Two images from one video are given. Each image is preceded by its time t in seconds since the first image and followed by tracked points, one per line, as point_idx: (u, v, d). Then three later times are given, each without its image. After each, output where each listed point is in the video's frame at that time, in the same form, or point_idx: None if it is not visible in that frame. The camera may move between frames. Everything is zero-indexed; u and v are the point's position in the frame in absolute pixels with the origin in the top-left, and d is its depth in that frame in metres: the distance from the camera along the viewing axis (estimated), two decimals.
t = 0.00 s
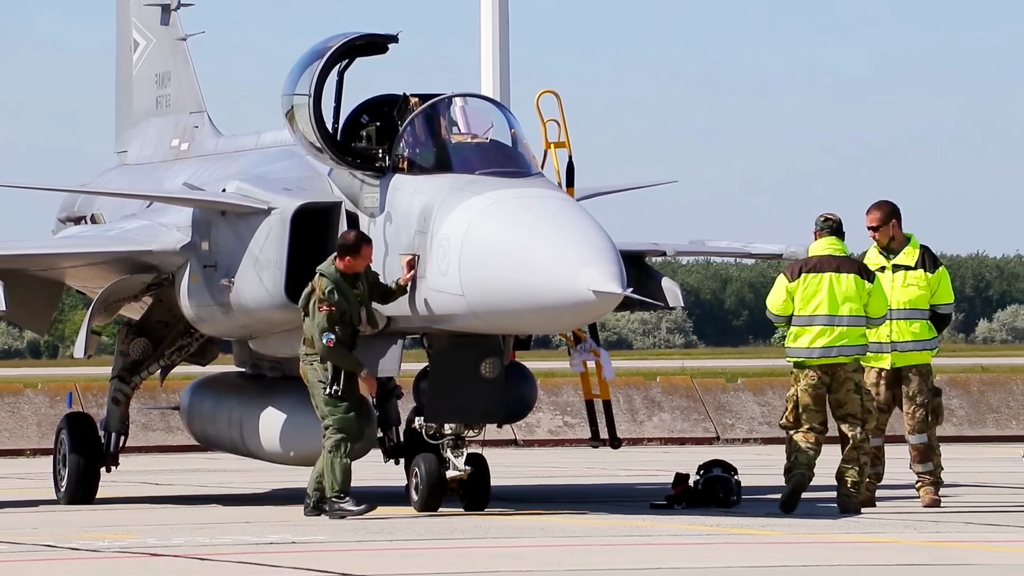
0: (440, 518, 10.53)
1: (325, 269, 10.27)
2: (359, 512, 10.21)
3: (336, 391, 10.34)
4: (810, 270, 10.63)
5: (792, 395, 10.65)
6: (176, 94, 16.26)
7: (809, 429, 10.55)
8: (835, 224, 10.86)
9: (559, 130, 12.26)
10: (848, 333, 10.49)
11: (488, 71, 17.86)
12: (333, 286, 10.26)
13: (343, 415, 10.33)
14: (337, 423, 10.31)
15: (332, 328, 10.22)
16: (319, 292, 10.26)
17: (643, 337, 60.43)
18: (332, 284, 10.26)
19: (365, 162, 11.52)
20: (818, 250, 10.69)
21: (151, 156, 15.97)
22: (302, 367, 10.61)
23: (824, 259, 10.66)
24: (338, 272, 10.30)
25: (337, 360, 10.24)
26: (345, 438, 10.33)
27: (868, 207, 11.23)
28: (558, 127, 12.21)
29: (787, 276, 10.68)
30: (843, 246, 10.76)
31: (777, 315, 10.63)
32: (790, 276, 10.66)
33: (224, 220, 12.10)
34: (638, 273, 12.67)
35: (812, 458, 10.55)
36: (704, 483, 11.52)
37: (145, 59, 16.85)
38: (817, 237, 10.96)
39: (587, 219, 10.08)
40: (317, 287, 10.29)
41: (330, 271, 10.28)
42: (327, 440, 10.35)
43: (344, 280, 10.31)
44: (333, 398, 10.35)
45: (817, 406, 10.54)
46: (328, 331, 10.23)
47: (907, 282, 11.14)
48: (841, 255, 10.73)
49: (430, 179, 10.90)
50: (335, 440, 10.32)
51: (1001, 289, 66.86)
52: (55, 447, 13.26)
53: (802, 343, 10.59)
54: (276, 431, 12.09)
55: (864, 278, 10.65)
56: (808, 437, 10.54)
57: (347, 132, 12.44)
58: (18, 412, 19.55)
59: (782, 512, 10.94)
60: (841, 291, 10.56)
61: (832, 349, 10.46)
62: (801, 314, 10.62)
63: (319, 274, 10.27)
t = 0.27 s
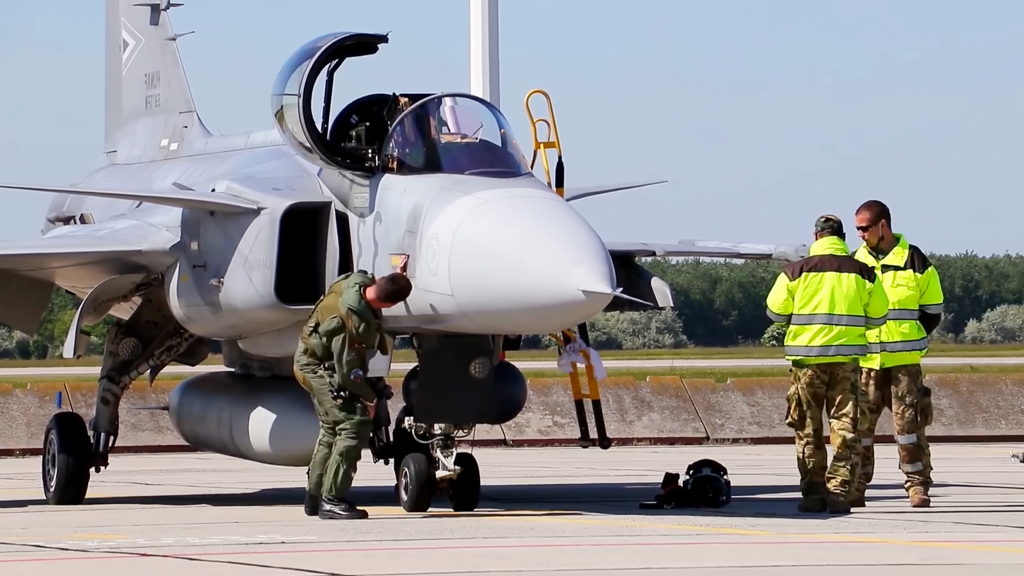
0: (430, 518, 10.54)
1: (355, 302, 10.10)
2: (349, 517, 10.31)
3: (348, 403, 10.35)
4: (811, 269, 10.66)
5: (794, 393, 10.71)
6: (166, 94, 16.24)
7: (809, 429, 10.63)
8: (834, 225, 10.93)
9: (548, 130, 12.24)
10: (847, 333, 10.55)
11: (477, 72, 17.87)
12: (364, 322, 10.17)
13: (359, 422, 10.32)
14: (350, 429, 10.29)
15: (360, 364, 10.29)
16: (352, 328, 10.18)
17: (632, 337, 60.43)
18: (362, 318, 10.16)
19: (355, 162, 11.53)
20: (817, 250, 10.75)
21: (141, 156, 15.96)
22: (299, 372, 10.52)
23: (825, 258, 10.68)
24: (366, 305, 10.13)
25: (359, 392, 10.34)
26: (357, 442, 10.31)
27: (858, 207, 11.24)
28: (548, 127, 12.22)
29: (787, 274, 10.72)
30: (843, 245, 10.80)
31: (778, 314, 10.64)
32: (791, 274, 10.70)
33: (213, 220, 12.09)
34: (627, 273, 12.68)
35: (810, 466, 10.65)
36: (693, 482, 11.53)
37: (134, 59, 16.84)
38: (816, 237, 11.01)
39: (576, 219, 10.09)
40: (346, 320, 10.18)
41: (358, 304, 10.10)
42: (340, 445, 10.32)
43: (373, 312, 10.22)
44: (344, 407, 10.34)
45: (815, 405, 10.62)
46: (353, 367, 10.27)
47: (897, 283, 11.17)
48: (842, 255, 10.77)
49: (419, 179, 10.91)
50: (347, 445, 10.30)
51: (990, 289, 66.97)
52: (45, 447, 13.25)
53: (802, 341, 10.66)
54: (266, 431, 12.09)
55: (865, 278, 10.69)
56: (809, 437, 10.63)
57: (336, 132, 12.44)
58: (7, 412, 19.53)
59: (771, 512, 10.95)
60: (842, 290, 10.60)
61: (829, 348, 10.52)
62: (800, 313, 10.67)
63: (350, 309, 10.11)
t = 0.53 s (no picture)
0: (421, 518, 10.54)
1: (372, 324, 10.01)
2: (341, 517, 10.33)
3: (354, 413, 10.32)
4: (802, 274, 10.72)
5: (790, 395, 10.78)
6: (157, 94, 16.24)
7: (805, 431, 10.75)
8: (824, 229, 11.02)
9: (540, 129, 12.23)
10: (839, 334, 10.57)
11: (468, 72, 17.87)
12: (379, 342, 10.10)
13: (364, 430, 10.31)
14: (354, 435, 10.28)
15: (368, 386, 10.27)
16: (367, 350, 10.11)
17: (624, 337, 60.46)
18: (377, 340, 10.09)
19: (347, 162, 11.53)
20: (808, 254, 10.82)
21: (132, 156, 15.95)
22: (300, 380, 10.45)
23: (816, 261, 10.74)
24: (381, 325, 10.06)
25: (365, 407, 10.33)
26: (360, 448, 10.31)
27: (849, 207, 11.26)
28: (540, 127, 12.22)
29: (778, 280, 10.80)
30: (834, 248, 10.89)
31: (770, 319, 10.73)
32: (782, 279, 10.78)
33: (205, 220, 12.09)
34: (619, 273, 12.68)
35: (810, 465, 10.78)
36: (685, 482, 11.54)
37: (125, 59, 16.83)
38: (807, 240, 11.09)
39: (568, 219, 10.10)
40: (362, 341, 10.11)
41: (373, 325, 10.01)
42: (343, 452, 10.31)
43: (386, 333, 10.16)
44: (349, 417, 10.30)
45: (811, 407, 10.71)
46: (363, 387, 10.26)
47: (889, 283, 11.21)
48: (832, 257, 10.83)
49: (411, 179, 10.91)
50: (350, 452, 10.30)
51: (981, 289, 67.06)
52: (36, 447, 13.23)
53: (795, 345, 10.71)
54: (258, 431, 12.09)
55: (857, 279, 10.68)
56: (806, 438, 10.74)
57: (328, 132, 12.44)
58: None
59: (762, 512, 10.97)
60: (833, 293, 10.64)
61: (822, 350, 10.55)
62: (792, 317, 10.74)
63: (367, 331, 10.02)
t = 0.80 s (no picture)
0: (415, 518, 10.54)
1: (373, 330, 10.03)
2: (334, 517, 10.33)
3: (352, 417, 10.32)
4: (794, 274, 10.75)
5: (782, 393, 10.79)
6: (150, 94, 16.23)
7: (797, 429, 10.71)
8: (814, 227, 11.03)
9: (533, 129, 12.21)
10: (832, 333, 10.59)
11: (461, 71, 17.87)
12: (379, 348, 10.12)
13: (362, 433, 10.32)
14: (352, 437, 10.30)
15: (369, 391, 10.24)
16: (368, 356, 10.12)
17: (618, 337, 60.47)
18: (378, 345, 10.11)
19: (340, 162, 11.53)
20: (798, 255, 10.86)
21: (125, 156, 15.94)
22: (297, 384, 10.44)
23: (807, 261, 10.77)
24: (382, 331, 10.08)
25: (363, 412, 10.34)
26: (358, 450, 10.34)
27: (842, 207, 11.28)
28: (533, 127, 12.22)
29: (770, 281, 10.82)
30: (823, 247, 10.91)
31: (763, 322, 10.76)
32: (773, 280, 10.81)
33: (198, 220, 12.08)
34: (612, 273, 12.67)
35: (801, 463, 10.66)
36: (678, 482, 11.54)
37: (118, 59, 16.82)
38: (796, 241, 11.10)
39: (561, 219, 10.11)
40: (363, 347, 10.12)
41: (374, 330, 10.04)
42: (342, 454, 10.33)
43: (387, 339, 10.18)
44: (347, 420, 10.31)
45: (803, 404, 10.71)
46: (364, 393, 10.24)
47: (882, 282, 11.19)
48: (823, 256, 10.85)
49: (404, 179, 10.92)
50: (348, 454, 10.33)
51: (974, 289, 67.11)
52: (29, 447, 13.22)
53: (788, 344, 10.74)
54: (251, 431, 12.08)
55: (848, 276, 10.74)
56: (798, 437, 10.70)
57: (321, 132, 12.44)
58: None
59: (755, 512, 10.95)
60: (825, 292, 10.65)
61: (815, 349, 10.58)
62: (785, 318, 10.75)
63: (368, 337, 10.03)
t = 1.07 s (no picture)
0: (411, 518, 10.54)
1: (370, 331, 10.04)
2: (329, 516, 10.33)
3: (348, 418, 10.32)
4: (796, 273, 10.74)
5: (780, 393, 10.84)
6: (145, 93, 16.22)
7: (796, 428, 10.74)
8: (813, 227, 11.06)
9: (528, 129, 12.21)
10: (835, 334, 10.66)
11: (457, 71, 17.87)
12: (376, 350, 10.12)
13: (358, 434, 10.32)
14: (349, 437, 10.31)
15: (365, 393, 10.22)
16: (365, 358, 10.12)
17: (613, 336, 60.48)
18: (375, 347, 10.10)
19: (335, 162, 11.53)
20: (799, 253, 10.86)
21: (120, 155, 15.94)
22: (293, 385, 10.43)
23: (809, 260, 10.80)
24: (378, 333, 10.06)
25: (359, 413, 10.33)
26: (354, 451, 10.35)
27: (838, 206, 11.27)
28: (529, 126, 12.22)
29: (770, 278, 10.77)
30: (823, 247, 10.93)
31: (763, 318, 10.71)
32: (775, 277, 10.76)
33: (193, 219, 12.08)
34: (608, 273, 12.65)
35: (797, 462, 10.70)
36: (674, 482, 11.55)
37: (113, 58, 16.81)
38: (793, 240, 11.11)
39: (556, 219, 10.11)
40: (360, 348, 10.12)
41: (371, 331, 10.04)
42: (339, 454, 10.34)
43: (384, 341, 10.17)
44: (344, 421, 10.30)
45: (803, 402, 10.76)
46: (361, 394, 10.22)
47: (877, 282, 11.21)
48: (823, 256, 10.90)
49: (400, 178, 10.92)
50: (345, 454, 10.34)
51: (969, 288, 67.17)
52: (24, 447, 13.22)
53: (788, 343, 10.76)
54: (247, 430, 12.09)
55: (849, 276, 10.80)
56: (796, 436, 10.74)
57: (316, 132, 12.44)
58: None
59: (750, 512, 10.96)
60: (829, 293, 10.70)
61: (817, 351, 10.63)
62: (786, 317, 10.76)
63: (365, 338, 10.03)
